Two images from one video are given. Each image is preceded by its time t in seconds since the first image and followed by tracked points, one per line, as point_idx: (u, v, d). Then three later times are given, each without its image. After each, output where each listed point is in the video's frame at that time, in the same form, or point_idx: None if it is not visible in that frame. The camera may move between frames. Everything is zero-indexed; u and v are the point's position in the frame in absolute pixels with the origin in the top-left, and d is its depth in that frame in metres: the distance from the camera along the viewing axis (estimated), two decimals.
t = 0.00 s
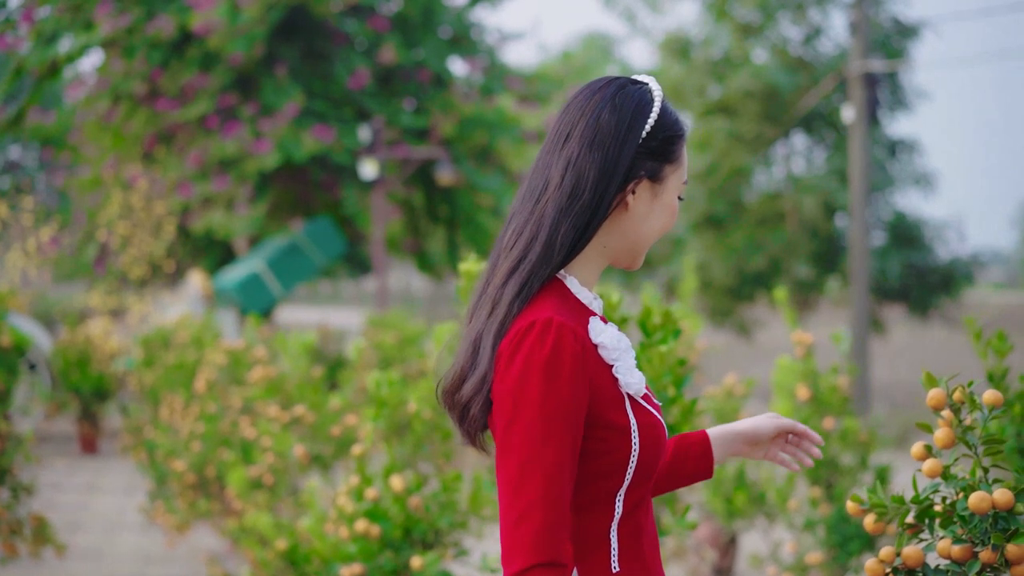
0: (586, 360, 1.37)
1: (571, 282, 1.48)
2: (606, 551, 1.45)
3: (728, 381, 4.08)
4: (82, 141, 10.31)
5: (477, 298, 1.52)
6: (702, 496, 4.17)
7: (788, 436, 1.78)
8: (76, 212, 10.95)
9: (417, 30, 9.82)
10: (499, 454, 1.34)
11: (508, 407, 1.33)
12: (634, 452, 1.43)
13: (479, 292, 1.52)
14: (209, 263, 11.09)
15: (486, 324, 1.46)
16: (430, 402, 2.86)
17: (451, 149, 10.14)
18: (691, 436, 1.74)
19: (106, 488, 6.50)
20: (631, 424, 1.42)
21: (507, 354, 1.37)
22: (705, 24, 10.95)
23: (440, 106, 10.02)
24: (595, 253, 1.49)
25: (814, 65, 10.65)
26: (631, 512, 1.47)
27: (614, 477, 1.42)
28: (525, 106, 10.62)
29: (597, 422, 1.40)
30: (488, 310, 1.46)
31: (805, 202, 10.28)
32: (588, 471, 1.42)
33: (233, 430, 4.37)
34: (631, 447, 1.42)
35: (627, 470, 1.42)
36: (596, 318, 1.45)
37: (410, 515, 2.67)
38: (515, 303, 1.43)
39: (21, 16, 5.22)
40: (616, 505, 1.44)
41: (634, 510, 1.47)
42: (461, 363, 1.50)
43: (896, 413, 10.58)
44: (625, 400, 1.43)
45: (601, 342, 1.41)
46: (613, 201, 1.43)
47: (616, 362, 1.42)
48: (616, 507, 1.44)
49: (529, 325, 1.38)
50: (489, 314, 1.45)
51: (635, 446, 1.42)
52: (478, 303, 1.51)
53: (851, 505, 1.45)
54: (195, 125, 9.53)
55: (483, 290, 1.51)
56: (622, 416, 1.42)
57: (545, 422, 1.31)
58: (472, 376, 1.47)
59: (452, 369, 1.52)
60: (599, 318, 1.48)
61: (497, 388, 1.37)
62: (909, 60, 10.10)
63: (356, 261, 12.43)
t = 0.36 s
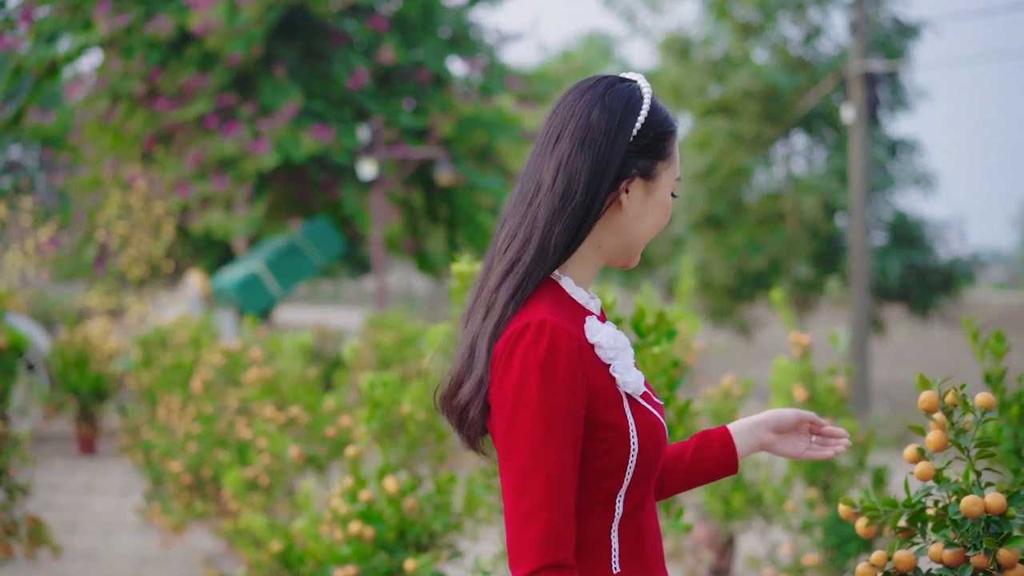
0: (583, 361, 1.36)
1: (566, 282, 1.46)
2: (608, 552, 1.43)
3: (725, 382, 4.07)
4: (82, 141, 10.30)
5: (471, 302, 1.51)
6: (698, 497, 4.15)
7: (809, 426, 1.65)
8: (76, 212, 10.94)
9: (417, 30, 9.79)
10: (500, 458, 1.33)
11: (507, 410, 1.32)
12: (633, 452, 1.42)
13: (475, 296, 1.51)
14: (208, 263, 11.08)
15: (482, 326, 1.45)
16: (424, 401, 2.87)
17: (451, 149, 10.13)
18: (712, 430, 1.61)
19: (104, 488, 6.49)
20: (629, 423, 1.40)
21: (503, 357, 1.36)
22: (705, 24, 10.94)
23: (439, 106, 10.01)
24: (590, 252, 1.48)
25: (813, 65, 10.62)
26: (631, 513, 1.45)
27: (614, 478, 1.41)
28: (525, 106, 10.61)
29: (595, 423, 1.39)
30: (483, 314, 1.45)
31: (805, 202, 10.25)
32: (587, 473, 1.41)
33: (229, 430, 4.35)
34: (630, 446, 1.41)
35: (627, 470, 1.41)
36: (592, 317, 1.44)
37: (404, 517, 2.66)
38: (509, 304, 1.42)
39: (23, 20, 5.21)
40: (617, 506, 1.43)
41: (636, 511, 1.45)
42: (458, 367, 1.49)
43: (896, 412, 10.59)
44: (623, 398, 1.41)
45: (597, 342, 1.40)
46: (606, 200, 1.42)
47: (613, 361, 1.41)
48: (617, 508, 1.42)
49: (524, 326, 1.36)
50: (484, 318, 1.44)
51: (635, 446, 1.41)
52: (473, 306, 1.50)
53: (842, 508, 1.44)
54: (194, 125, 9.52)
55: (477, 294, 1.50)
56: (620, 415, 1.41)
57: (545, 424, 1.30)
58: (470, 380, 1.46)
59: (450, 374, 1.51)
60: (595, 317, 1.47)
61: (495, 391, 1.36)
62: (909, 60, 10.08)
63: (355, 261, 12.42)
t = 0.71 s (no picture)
0: (577, 361, 1.35)
1: (560, 283, 1.45)
2: (610, 553, 1.42)
3: (723, 382, 4.06)
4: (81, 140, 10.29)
5: (466, 305, 1.50)
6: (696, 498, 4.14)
7: (826, 442, 1.66)
8: (75, 212, 10.93)
9: (416, 30, 9.77)
10: (495, 460, 1.32)
11: (500, 413, 1.32)
12: (633, 452, 1.40)
13: (468, 298, 1.50)
14: (208, 263, 11.08)
15: (475, 328, 1.44)
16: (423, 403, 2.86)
17: (450, 149, 10.11)
18: (731, 438, 1.62)
19: (102, 489, 6.49)
20: (628, 422, 1.39)
21: (496, 359, 1.35)
22: (705, 23, 10.93)
23: (438, 105, 9.95)
24: (584, 252, 1.46)
25: (814, 64, 10.59)
26: (634, 513, 1.44)
27: (613, 478, 1.40)
28: (524, 105, 10.59)
29: (593, 424, 1.38)
30: (477, 317, 1.44)
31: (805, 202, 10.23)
32: (586, 475, 1.40)
33: (225, 431, 4.33)
34: (629, 446, 1.40)
35: (627, 471, 1.40)
36: (589, 317, 1.43)
37: (398, 518, 2.65)
38: (502, 306, 1.41)
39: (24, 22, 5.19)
40: (619, 506, 1.42)
41: (638, 511, 1.44)
42: (454, 371, 1.48)
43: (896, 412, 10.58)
44: (620, 398, 1.40)
45: (593, 342, 1.39)
46: (597, 200, 1.40)
47: (611, 361, 1.40)
48: (618, 508, 1.41)
49: (517, 328, 1.35)
50: (478, 321, 1.43)
51: (635, 446, 1.40)
52: (468, 308, 1.49)
53: (833, 510, 1.43)
54: (193, 125, 9.51)
55: (471, 297, 1.49)
56: (619, 415, 1.39)
57: (539, 426, 1.29)
58: (464, 383, 1.46)
59: (445, 377, 1.51)
60: (592, 317, 1.46)
61: (488, 393, 1.35)
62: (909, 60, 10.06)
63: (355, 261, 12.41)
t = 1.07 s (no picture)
0: (575, 364, 1.33)
1: (556, 286, 1.43)
2: (614, 555, 1.40)
3: (720, 382, 4.06)
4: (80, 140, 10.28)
5: (462, 309, 1.49)
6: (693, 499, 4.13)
7: (838, 455, 1.62)
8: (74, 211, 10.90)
9: (415, 29, 9.75)
10: (494, 466, 1.31)
11: (498, 419, 1.30)
12: (634, 454, 1.38)
13: (464, 303, 1.49)
14: (208, 262, 11.10)
15: (470, 333, 1.43)
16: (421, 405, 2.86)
17: (450, 149, 10.09)
18: (741, 447, 1.60)
19: (99, 489, 6.48)
20: (629, 423, 1.37)
21: (494, 364, 1.33)
22: (705, 23, 10.91)
23: (438, 105, 9.92)
24: (579, 253, 1.45)
25: (814, 63, 10.57)
26: (638, 514, 1.42)
27: (615, 480, 1.38)
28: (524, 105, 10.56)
29: (593, 425, 1.36)
30: (473, 322, 1.43)
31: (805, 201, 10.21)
32: (586, 477, 1.38)
33: (221, 431, 4.31)
34: (630, 448, 1.37)
35: (628, 472, 1.38)
36: (586, 319, 1.41)
37: (392, 518, 2.64)
38: (498, 310, 1.39)
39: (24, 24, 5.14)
40: (622, 506, 1.40)
41: (639, 512, 1.42)
42: (451, 376, 1.47)
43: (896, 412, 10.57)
44: (620, 399, 1.38)
45: (591, 344, 1.37)
46: (589, 201, 1.39)
47: (610, 363, 1.38)
48: (621, 510, 1.39)
49: (513, 334, 1.34)
50: (474, 326, 1.42)
51: (636, 448, 1.37)
52: (464, 313, 1.48)
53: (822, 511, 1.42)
54: (192, 125, 9.47)
55: (467, 301, 1.48)
56: (619, 416, 1.37)
57: (536, 430, 1.27)
58: (461, 388, 1.44)
59: (442, 382, 1.49)
60: (590, 319, 1.44)
61: (487, 398, 1.33)
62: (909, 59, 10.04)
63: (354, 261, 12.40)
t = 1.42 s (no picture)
0: (569, 368, 1.31)
1: (547, 290, 1.42)
2: (611, 559, 1.38)
3: (716, 382, 4.05)
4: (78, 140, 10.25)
5: (454, 315, 1.48)
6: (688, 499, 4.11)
7: (834, 468, 1.55)
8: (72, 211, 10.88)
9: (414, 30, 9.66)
10: (488, 473, 1.29)
11: (491, 424, 1.28)
12: (630, 456, 1.36)
13: (456, 308, 1.47)
14: (207, 262, 11.15)
15: (462, 339, 1.42)
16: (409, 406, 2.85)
17: (448, 149, 10.06)
18: (734, 455, 1.56)
19: (97, 489, 6.47)
20: (624, 425, 1.35)
21: (487, 370, 1.31)
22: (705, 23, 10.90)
23: (436, 104, 9.90)
24: (569, 256, 1.43)
25: (815, 63, 10.55)
26: (635, 516, 1.40)
27: (610, 484, 1.36)
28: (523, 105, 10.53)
29: (587, 427, 1.34)
30: (464, 328, 1.41)
31: (805, 201, 10.19)
32: (581, 481, 1.36)
33: (217, 431, 4.30)
34: (626, 450, 1.35)
35: (623, 475, 1.36)
36: (578, 322, 1.40)
37: (383, 520, 2.63)
38: (491, 315, 1.38)
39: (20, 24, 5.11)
40: (619, 508, 1.38)
41: (636, 514, 1.40)
42: (443, 382, 1.45)
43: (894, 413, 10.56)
44: (615, 401, 1.36)
45: (584, 347, 1.35)
46: (577, 204, 1.37)
47: (603, 365, 1.36)
48: (617, 512, 1.37)
49: (507, 339, 1.32)
50: (466, 332, 1.41)
51: (632, 450, 1.35)
52: (455, 317, 1.46)
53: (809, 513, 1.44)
54: (189, 125, 9.35)
55: (458, 306, 1.46)
56: (614, 419, 1.35)
57: (529, 437, 1.25)
58: (454, 393, 1.42)
59: (434, 388, 1.48)
60: (582, 322, 1.42)
61: (480, 404, 1.31)
62: (909, 59, 10.02)
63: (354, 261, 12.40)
